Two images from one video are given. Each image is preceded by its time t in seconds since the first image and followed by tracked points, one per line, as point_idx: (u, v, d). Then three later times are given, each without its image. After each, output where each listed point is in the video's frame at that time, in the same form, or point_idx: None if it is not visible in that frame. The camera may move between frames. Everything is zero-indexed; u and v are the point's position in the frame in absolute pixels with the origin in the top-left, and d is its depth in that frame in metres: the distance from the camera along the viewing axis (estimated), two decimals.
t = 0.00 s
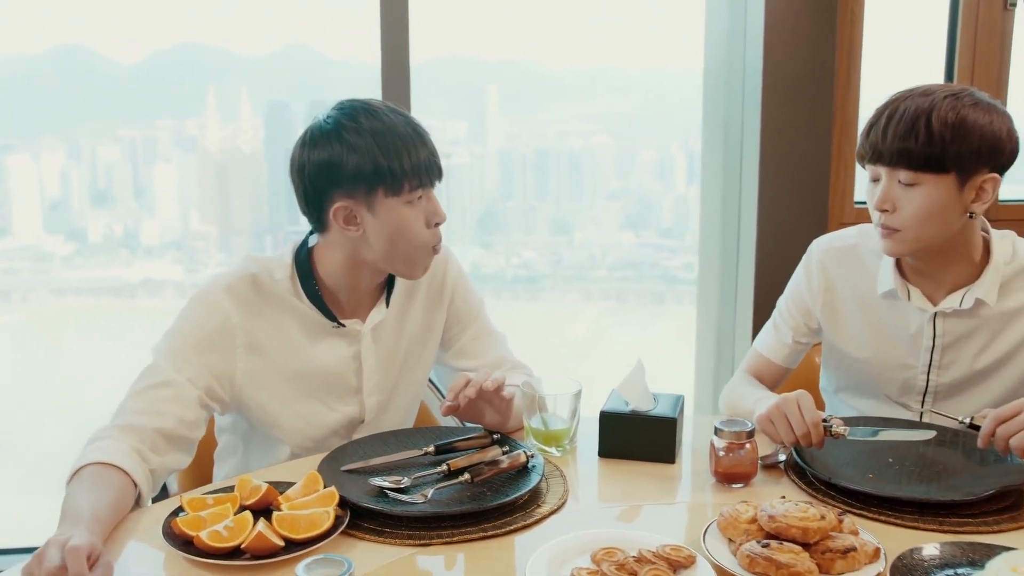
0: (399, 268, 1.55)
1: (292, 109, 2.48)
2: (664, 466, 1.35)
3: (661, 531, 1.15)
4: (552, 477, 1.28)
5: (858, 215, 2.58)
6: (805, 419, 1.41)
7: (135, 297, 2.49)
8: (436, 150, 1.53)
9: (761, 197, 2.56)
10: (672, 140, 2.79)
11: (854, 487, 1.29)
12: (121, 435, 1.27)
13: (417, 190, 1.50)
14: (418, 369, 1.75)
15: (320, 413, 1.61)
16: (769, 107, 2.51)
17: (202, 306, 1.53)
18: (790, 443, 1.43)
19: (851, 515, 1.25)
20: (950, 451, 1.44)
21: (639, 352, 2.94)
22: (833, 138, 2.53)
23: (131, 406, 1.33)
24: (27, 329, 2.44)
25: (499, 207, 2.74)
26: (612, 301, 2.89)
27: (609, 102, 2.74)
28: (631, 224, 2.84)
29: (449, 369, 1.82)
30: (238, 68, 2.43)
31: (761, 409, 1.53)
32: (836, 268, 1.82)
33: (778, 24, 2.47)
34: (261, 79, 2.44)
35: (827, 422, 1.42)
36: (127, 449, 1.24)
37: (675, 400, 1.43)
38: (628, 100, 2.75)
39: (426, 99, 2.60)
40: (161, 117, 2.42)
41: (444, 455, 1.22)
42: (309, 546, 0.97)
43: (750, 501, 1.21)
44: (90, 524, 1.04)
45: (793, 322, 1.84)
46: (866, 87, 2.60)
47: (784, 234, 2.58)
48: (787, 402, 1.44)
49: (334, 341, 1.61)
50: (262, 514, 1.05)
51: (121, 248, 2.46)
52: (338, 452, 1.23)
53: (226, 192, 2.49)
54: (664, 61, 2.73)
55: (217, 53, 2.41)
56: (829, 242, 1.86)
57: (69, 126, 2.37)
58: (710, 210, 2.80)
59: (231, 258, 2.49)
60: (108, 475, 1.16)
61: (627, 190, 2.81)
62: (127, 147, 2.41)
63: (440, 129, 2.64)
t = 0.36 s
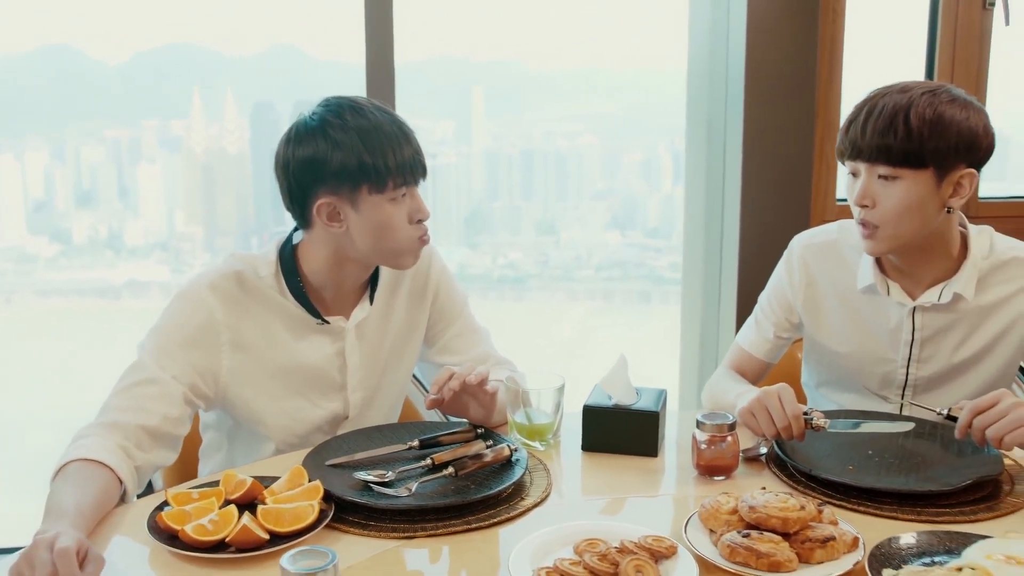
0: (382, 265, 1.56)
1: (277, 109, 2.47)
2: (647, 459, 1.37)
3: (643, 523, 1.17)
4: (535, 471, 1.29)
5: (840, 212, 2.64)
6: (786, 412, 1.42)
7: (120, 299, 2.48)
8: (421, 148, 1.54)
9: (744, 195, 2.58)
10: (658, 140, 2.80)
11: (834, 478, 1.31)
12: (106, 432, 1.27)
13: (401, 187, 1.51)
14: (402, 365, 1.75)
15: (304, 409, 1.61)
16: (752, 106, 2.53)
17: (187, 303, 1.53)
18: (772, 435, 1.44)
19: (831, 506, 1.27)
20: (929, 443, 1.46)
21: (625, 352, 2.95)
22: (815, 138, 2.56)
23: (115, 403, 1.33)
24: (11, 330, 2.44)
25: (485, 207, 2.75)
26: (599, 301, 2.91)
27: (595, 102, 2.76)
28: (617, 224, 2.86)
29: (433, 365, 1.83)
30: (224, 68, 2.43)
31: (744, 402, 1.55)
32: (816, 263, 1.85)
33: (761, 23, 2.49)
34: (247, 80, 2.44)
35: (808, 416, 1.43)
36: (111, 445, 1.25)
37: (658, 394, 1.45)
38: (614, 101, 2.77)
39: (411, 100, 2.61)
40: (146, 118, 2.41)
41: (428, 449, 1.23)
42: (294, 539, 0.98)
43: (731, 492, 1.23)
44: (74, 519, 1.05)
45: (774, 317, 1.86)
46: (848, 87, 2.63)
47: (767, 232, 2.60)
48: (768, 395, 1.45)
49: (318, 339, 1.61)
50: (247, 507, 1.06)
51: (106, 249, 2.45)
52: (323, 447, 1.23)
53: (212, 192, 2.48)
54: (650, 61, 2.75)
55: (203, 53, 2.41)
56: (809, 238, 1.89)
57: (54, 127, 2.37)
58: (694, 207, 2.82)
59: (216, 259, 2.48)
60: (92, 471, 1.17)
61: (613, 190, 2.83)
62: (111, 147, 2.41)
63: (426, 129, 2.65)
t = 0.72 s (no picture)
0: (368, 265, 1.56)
1: (263, 110, 2.48)
2: (630, 454, 1.38)
3: (626, 515, 1.18)
4: (519, 466, 1.30)
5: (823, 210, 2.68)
6: (768, 408, 1.44)
7: (105, 301, 2.47)
8: (409, 147, 1.55)
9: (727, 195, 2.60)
10: (643, 141, 2.82)
11: (814, 471, 1.32)
12: (90, 429, 1.27)
13: (388, 186, 1.51)
14: (386, 362, 1.76)
15: (289, 407, 1.62)
16: (735, 105, 2.56)
17: (170, 301, 1.53)
18: (755, 431, 1.45)
19: (812, 498, 1.29)
20: (909, 437, 1.48)
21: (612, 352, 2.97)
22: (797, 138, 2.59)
23: (99, 402, 1.33)
24: None
25: (471, 209, 2.76)
26: (585, 302, 2.92)
27: (581, 103, 2.78)
28: (603, 224, 2.87)
29: (417, 361, 1.84)
30: (208, 69, 2.42)
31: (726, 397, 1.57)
32: (797, 259, 1.87)
33: (745, 23, 2.51)
34: (232, 80, 2.44)
35: (790, 411, 1.45)
36: (96, 442, 1.24)
37: (641, 390, 1.46)
38: (599, 102, 2.78)
39: (398, 101, 2.61)
40: (130, 119, 2.40)
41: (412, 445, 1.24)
42: (279, 534, 0.99)
43: (712, 485, 1.25)
44: (58, 515, 1.05)
45: (756, 313, 1.89)
46: (830, 88, 2.66)
47: (751, 232, 2.63)
48: (751, 391, 1.47)
49: (303, 336, 1.62)
50: (232, 503, 1.07)
51: (90, 251, 2.44)
52: (307, 443, 1.24)
53: (197, 193, 2.48)
54: (634, 63, 2.77)
55: (188, 53, 2.40)
56: (791, 235, 1.91)
57: (37, 128, 2.35)
58: (677, 207, 2.85)
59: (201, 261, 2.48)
60: (76, 468, 1.17)
61: (599, 191, 2.84)
62: (96, 149, 2.40)
63: (412, 130, 2.65)
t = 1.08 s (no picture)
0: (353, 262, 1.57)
1: (247, 113, 2.47)
2: (612, 451, 1.39)
3: (608, 511, 1.19)
4: (502, 464, 1.31)
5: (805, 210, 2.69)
6: (749, 400, 1.45)
7: (88, 305, 2.46)
8: (391, 145, 1.55)
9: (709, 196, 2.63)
10: (628, 145, 2.84)
11: (794, 466, 1.34)
12: (71, 429, 1.27)
13: (372, 184, 1.52)
14: (368, 362, 1.76)
15: (271, 406, 1.62)
16: (718, 107, 2.57)
17: (152, 300, 1.53)
18: (736, 423, 1.46)
19: (791, 493, 1.30)
20: (889, 433, 1.50)
21: (597, 355, 2.98)
22: (779, 140, 2.63)
23: (80, 401, 1.33)
24: None
25: (457, 211, 2.77)
26: (570, 304, 2.93)
27: (566, 106, 2.79)
28: (588, 227, 2.89)
29: (400, 360, 1.85)
30: (191, 72, 2.42)
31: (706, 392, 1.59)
32: (777, 258, 1.89)
33: (726, 26, 2.53)
34: (215, 83, 2.44)
35: (770, 403, 1.46)
36: (78, 442, 1.24)
37: (623, 387, 1.47)
38: (584, 105, 2.80)
39: (383, 104, 2.61)
40: (113, 122, 2.39)
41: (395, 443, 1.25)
42: (260, 531, 0.99)
43: (693, 481, 1.26)
44: (39, 514, 1.04)
45: (737, 312, 1.90)
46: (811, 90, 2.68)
47: (734, 234, 2.66)
48: (731, 384, 1.48)
49: (286, 335, 1.62)
50: (214, 501, 1.07)
51: (73, 254, 2.43)
52: (289, 442, 1.24)
53: (181, 196, 2.47)
54: (619, 66, 2.78)
55: (172, 56, 2.40)
56: (771, 234, 1.93)
57: (19, 130, 2.34)
58: (660, 209, 2.89)
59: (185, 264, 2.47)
60: (57, 467, 1.16)
61: (584, 194, 2.86)
62: (78, 152, 2.38)
63: (397, 132, 2.66)
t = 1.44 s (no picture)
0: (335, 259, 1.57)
1: (231, 115, 2.46)
2: (596, 448, 1.39)
3: (591, 507, 1.19)
4: (485, 461, 1.31)
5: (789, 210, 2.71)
6: (730, 395, 1.46)
7: (71, 308, 2.44)
8: (376, 144, 1.55)
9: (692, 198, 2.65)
10: (613, 147, 2.84)
11: (776, 461, 1.35)
12: (52, 428, 1.26)
13: (355, 182, 1.51)
14: (352, 360, 1.76)
15: (254, 403, 1.61)
16: (700, 108, 2.60)
17: (133, 297, 1.52)
18: (717, 418, 1.48)
19: (773, 488, 1.31)
20: (871, 429, 1.51)
21: (583, 356, 2.98)
22: (762, 141, 2.64)
23: (60, 399, 1.32)
24: None
25: (442, 213, 2.77)
26: (555, 306, 2.94)
27: (551, 108, 2.79)
28: (574, 229, 2.89)
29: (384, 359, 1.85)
30: (175, 74, 2.41)
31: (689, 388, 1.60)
32: (760, 256, 1.90)
33: (707, 27, 2.55)
34: (198, 85, 2.42)
35: (752, 397, 1.47)
36: (58, 441, 1.23)
37: (606, 384, 1.48)
38: (569, 107, 2.80)
39: (368, 106, 2.61)
40: (96, 124, 2.38)
41: (378, 441, 1.25)
42: (242, 528, 0.99)
43: (676, 476, 1.26)
44: (18, 514, 1.04)
45: (720, 309, 1.91)
46: (794, 91, 2.70)
47: (717, 234, 2.68)
48: (713, 378, 1.49)
49: (269, 333, 1.62)
50: (196, 499, 1.07)
51: (56, 257, 2.42)
52: (271, 441, 1.24)
53: (165, 199, 2.45)
54: (605, 68, 2.79)
55: (155, 59, 2.39)
56: (753, 231, 1.94)
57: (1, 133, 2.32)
58: (645, 210, 2.87)
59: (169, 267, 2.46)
60: (37, 468, 1.15)
61: (569, 196, 2.86)
62: (61, 154, 2.37)
63: (381, 135, 2.66)
